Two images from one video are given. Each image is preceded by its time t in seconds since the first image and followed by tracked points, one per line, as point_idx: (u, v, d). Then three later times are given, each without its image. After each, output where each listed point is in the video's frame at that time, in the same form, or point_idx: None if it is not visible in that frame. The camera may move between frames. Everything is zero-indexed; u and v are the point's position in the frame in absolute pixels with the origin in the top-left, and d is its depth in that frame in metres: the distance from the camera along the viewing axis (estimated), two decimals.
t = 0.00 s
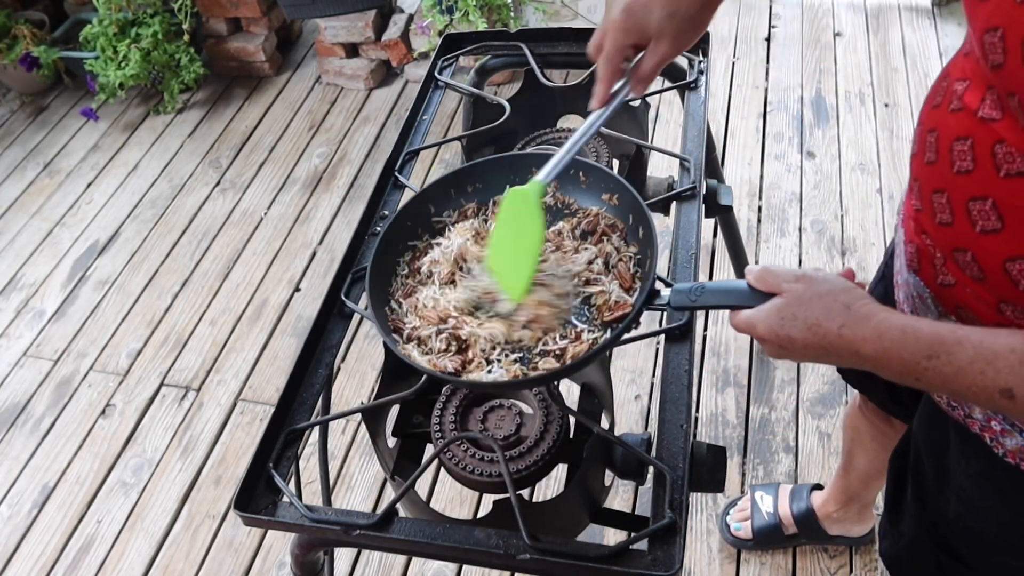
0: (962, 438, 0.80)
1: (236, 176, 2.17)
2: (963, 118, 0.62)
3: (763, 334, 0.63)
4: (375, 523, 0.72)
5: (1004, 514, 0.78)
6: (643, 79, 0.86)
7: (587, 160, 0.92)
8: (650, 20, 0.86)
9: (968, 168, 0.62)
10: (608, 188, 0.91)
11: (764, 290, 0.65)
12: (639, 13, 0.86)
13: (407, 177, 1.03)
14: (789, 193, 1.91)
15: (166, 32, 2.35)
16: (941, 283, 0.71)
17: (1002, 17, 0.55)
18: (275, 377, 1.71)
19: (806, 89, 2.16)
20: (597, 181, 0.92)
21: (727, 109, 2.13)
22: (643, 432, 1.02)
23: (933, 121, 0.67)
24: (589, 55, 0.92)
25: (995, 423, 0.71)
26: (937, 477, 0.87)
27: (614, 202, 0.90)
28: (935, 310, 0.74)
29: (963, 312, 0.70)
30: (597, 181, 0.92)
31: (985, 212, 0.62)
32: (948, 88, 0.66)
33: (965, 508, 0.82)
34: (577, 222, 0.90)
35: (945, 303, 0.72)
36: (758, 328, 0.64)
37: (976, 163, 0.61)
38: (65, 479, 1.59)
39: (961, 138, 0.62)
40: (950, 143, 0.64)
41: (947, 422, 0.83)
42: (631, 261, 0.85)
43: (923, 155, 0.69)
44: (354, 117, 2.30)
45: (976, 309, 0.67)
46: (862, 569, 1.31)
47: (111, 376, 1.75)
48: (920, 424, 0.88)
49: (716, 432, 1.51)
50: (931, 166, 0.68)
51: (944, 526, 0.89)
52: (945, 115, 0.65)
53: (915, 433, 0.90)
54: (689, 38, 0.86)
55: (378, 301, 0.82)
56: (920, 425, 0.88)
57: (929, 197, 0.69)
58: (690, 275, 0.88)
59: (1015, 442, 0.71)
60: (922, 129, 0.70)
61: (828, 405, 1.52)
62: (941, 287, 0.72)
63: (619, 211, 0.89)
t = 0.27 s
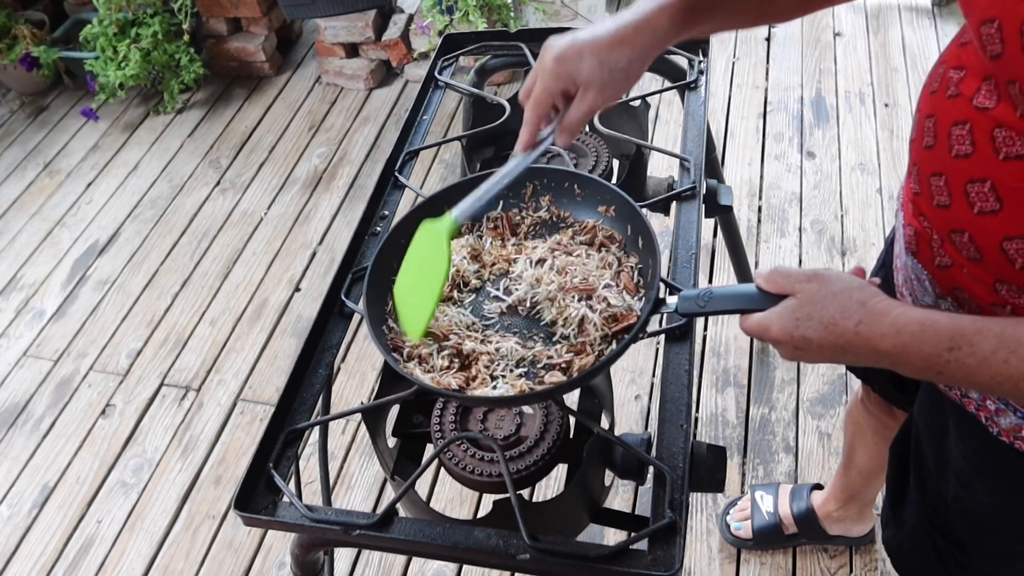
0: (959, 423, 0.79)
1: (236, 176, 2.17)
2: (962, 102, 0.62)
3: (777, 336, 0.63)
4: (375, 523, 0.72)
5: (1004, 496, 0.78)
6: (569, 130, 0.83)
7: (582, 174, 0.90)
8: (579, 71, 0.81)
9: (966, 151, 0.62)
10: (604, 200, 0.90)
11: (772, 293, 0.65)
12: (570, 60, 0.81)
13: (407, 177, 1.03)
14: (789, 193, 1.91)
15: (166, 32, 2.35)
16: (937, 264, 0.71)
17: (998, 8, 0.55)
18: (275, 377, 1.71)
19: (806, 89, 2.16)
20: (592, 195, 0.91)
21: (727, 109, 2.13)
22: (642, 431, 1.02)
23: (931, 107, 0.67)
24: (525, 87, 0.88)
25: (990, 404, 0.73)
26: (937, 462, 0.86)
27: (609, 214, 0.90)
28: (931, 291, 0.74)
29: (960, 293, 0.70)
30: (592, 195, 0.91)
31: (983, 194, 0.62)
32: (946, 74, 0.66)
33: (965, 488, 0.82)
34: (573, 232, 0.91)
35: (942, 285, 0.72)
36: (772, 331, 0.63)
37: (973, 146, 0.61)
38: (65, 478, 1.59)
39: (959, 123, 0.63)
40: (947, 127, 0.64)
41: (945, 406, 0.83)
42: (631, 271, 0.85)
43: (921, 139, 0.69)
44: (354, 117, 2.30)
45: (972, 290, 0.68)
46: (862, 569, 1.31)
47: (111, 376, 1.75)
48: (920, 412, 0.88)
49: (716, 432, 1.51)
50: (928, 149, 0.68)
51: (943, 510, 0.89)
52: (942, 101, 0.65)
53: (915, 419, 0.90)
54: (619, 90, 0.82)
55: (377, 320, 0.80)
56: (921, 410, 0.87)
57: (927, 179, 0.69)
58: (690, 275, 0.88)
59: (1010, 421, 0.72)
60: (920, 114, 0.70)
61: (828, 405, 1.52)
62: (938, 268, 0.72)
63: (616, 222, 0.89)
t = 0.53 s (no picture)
0: (966, 420, 0.80)
1: (236, 176, 2.17)
2: (961, 107, 0.62)
3: (782, 348, 0.63)
4: (375, 523, 0.72)
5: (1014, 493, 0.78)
6: (636, 86, 0.83)
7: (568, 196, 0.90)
8: (638, 22, 0.82)
9: (972, 157, 0.62)
10: (593, 220, 0.90)
11: (773, 306, 0.65)
12: (625, 14, 0.83)
13: (407, 177, 1.03)
14: (789, 193, 1.91)
15: (166, 32, 2.35)
16: (943, 270, 0.71)
17: (998, 8, 0.55)
18: (275, 377, 1.71)
19: (806, 89, 2.16)
20: (580, 215, 0.91)
21: (727, 109, 2.13)
22: (642, 431, 1.02)
23: (927, 112, 0.67)
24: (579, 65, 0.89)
25: (1002, 405, 0.72)
26: (943, 461, 0.86)
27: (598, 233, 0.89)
28: (936, 297, 0.74)
29: (969, 298, 0.70)
30: (579, 215, 0.91)
31: (993, 200, 0.62)
32: (939, 80, 0.65)
33: (975, 488, 0.82)
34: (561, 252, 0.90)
35: (948, 291, 0.72)
36: (777, 342, 0.63)
37: (980, 152, 0.61)
38: (65, 479, 1.59)
39: (962, 129, 0.62)
40: (949, 134, 0.64)
41: (951, 405, 0.83)
42: (625, 287, 0.84)
43: (918, 147, 0.69)
44: (354, 117, 2.30)
45: (985, 295, 0.68)
46: (862, 569, 1.31)
47: (111, 376, 1.75)
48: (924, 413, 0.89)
49: (716, 433, 1.51)
50: (928, 157, 0.68)
51: (949, 511, 0.89)
52: (940, 107, 0.65)
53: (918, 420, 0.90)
54: (678, 38, 0.83)
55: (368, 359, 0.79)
56: (925, 407, 0.88)
57: (930, 188, 0.68)
58: (690, 275, 0.88)
59: None
60: (914, 122, 0.69)
61: (828, 404, 1.52)
62: (944, 274, 0.72)
63: (604, 240, 0.89)
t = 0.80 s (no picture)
0: (965, 416, 0.80)
1: (236, 176, 2.17)
2: (958, 109, 0.62)
3: (794, 351, 0.64)
4: (375, 523, 0.72)
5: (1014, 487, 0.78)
6: (592, 184, 0.78)
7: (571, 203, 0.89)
8: (598, 123, 0.76)
9: (970, 158, 0.62)
10: (595, 226, 0.89)
11: (784, 308, 0.65)
12: (588, 115, 0.76)
13: (407, 177, 1.03)
14: (789, 193, 1.91)
15: (166, 32, 2.35)
16: (939, 267, 0.71)
17: (998, 18, 0.56)
18: (275, 377, 1.71)
19: (806, 89, 2.16)
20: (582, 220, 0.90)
21: (727, 109, 2.13)
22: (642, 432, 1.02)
23: (922, 114, 0.67)
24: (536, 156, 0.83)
25: (1002, 399, 0.73)
26: (943, 453, 0.86)
27: (602, 239, 0.89)
28: (932, 293, 0.74)
29: (966, 294, 0.70)
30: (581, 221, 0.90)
31: (991, 200, 0.62)
32: (934, 82, 0.65)
33: (977, 483, 0.82)
34: (565, 258, 0.91)
35: (944, 287, 0.72)
36: (788, 345, 0.64)
37: (978, 153, 0.61)
38: (65, 478, 1.59)
39: (959, 130, 0.62)
40: (946, 135, 0.64)
41: (950, 402, 0.83)
42: (630, 293, 0.83)
43: (914, 147, 0.69)
44: (354, 117, 2.30)
45: (981, 292, 0.68)
46: (862, 569, 1.31)
47: (111, 376, 1.75)
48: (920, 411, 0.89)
49: (716, 433, 1.51)
50: (924, 157, 0.68)
51: (950, 506, 0.88)
52: (935, 108, 0.65)
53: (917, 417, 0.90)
54: (638, 138, 0.78)
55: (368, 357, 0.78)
56: (922, 406, 0.88)
57: (925, 186, 0.68)
58: (690, 274, 0.88)
59: None
60: (910, 121, 0.69)
61: (828, 404, 1.52)
62: (940, 271, 0.72)
63: (608, 247, 0.88)
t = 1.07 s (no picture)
0: (967, 419, 0.80)
1: (236, 176, 2.17)
2: (961, 115, 0.62)
3: (789, 352, 0.63)
4: (375, 523, 0.72)
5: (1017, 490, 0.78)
6: (612, 99, 0.84)
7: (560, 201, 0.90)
8: (617, 38, 0.82)
9: (974, 165, 0.62)
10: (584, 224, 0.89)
11: (779, 309, 0.65)
12: (605, 30, 0.81)
13: (407, 177, 1.03)
14: (789, 193, 1.91)
15: (166, 32, 2.35)
16: (942, 277, 0.71)
17: (1001, 15, 0.55)
18: (275, 377, 1.71)
19: (806, 89, 2.16)
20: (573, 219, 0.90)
21: (727, 109, 2.13)
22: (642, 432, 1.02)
23: (923, 122, 0.67)
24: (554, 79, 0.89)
25: (1006, 407, 0.72)
26: (943, 459, 0.86)
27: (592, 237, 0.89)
28: (934, 303, 0.74)
29: (971, 302, 0.70)
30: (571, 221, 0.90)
31: (996, 208, 0.62)
32: (934, 87, 0.65)
33: (979, 488, 0.82)
34: (553, 258, 0.90)
35: (949, 296, 0.72)
36: (783, 347, 0.63)
37: (982, 160, 0.61)
38: (65, 478, 1.59)
39: (961, 138, 0.62)
40: (948, 143, 0.64)
41: (949, 405, 0.83)
42: (621, 287, 0.84)
43: (914, 156, 0.69)
44: (354, 117, 2.30)
45: (987, 300, 0.67)
46: (862, 569, 1.31)
47: (111, 376, 1.75)
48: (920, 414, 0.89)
49: (716, 433, 1.51)
50: (925, 166, 0.68)
51: (951, 510, 0.88)
52: (937, 116, 0.65)
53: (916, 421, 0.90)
54: (657, 52, 0.83)
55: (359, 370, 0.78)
56: (922, 409, 0.88)
57: (928, 196, 0.68)
58: (690, 275, 0.88)
59: None
60: (909, 130, 0.69)
61: (828, 404, 1.52)
62: (943, 281, 0.72)
63: (598, 245, 0.88)
